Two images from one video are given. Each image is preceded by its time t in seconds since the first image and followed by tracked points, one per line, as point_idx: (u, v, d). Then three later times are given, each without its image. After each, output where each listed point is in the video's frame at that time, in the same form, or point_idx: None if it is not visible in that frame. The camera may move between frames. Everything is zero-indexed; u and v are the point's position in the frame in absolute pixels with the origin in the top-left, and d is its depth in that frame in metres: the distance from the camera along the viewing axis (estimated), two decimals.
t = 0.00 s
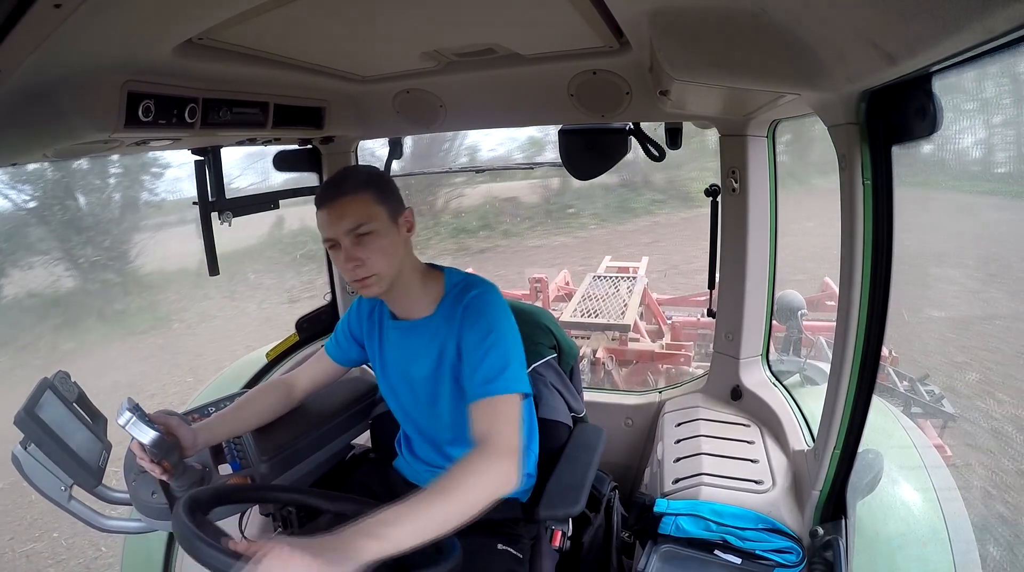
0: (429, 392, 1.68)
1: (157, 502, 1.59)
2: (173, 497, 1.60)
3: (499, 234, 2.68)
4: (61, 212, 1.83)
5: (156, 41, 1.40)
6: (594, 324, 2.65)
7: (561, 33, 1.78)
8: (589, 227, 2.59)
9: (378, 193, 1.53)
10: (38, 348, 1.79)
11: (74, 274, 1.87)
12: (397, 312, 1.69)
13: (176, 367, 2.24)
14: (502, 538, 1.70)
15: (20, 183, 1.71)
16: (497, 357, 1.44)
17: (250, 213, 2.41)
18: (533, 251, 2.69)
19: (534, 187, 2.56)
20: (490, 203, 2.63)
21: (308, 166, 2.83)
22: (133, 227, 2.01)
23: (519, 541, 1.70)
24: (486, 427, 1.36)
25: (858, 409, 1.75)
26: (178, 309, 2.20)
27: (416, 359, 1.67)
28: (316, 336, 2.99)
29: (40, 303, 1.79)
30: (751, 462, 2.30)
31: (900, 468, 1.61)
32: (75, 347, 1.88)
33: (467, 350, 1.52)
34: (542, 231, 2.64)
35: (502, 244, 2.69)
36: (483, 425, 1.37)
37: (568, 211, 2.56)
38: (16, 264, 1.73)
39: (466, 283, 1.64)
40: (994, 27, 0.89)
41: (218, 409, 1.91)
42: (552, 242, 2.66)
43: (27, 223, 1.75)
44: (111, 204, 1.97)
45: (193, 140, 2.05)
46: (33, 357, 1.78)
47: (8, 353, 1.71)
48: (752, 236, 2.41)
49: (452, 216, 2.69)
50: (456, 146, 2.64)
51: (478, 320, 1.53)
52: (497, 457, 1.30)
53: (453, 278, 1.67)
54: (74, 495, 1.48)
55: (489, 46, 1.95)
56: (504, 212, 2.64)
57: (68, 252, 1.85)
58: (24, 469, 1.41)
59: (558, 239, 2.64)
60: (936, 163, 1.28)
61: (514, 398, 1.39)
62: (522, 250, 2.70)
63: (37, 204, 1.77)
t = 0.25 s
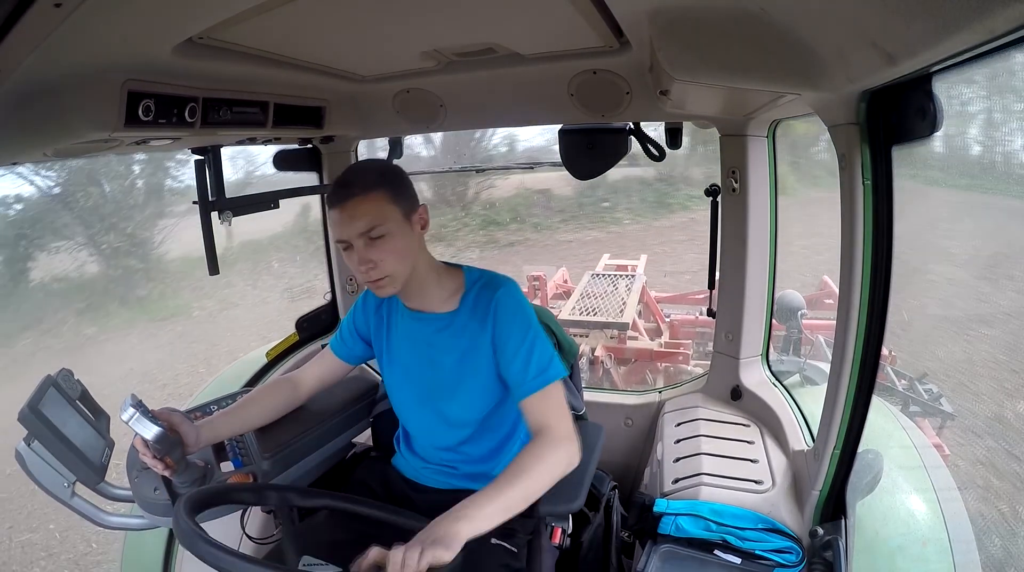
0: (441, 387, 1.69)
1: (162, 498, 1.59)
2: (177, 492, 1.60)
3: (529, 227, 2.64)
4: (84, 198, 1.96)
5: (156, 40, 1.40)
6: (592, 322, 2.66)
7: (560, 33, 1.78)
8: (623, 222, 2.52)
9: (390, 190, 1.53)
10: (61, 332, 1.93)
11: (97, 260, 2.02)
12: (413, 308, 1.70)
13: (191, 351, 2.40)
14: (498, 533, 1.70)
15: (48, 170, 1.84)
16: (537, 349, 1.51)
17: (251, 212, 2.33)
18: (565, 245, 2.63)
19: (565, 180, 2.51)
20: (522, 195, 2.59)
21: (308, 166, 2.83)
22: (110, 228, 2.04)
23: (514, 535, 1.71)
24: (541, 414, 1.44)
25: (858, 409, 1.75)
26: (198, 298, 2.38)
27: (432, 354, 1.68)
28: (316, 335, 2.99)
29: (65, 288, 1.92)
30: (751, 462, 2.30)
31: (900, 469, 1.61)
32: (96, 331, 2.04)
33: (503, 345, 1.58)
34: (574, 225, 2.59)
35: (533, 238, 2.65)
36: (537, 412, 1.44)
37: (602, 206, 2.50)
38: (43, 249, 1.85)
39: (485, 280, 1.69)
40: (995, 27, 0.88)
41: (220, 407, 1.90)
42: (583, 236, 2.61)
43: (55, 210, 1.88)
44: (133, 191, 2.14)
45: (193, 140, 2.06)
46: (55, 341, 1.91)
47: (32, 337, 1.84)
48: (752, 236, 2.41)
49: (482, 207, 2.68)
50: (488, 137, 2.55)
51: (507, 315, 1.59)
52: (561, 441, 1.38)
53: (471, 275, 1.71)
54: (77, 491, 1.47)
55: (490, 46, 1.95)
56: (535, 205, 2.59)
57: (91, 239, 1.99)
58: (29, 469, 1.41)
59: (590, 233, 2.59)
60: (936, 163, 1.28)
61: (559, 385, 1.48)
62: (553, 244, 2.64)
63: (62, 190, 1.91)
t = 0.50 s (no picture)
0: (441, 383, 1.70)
1: (167, 494, 1.60)
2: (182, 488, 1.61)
3: (555, 221, 2.54)
4: (104, 188, 2.02)
5: (156, 40, 1.40)
6: (588, 319, 2.66)
7: (560, 32, 1.78)
8: (650, 217, 2.47)
9: (379, 190, 1.53)
10: (81, 321, 2.00)
11: (117, 250, 2.06)
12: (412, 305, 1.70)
13: (207, 344, 2.46)
14: (496, 524, 1.69)
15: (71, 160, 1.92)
16: (533, 343, 1.52)
17: (250, 211, 2.33)
18: (591, 242, 2.55)
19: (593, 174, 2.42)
20: (549, 188, 2.49)
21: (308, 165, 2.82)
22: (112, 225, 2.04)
23: (514, 529, 1.69)
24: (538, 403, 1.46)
25: (858, 408, 1.74)
26: (218, 287, 2.43)
27: (432, 351, 1.69)
28: (316, 335, 2.99)
29: (86, 276, 1.99)
30: (751, 462, 2.30)
31: (900, 469, 1.61)
32: (116, 320, 2.10)
33: (499, 341, 1.58)
34: (601, 220, 2.50)
35: (558, 233, 2.55)
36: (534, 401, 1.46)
37: (630, 200, 2.42)
38: (64, 238, 1.93)
39: (483, 278, 1.70)
40: (994, 27, 0.88)
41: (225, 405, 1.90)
42: (610, 232, 2.52)
43: (75, 199, 1.95)
44: (153, 181, 2.20)
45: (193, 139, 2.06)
46: (74, 330, 1.99)
47: (52, 325, 1.93)
48: (752, 236, 2.41)
49: (507, 200, 2.56)
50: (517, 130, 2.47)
51: (503, 311, 1.60)
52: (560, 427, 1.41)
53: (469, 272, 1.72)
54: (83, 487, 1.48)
55: (490, 46, 1.95)
56: (561, 198, 2.50)
57: (111, 228, 2.04)
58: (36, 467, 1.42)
59: (616, 229, 2.51)
60: (936, 163, 1.28)
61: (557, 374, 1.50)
62: (577, 240, 2.56)
63: (83, 179, 1.98)
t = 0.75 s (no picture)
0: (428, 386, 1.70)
1: (167, 496, 1.60)
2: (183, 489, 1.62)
3: (573, 219, 2.53)
4: (119, 183, 2.04)
5: (155, 40, 1.40)
6: (581, 317, 2.69)
7: (560, 32, 1.78)
8: (670, 215, 2.51)
9: (374, 193, 1.55)
10: (96, 315, 2.01)
11: (133, 245, 2.08)
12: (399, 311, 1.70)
13: (219, 340, 2.50)
14: (500, 527, 1.68)
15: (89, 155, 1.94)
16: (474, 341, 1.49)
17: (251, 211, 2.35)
18: (609, 239, 2.55)
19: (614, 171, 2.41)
20: (567, 184, 2.48)
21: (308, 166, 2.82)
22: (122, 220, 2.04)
23: (517, 530, 1.70)
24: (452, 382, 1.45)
25: (858, 409, 1.74)
26: (232, 282, 2.44)
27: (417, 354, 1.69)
28: (316, 335, 2.99)
29: (103, 270, 2.01)
30: (751, 462, 2.30)
31: (900, 469, 1.61)
32: (131, 315, 2.11)
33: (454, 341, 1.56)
34: (620, 218, 2.49)
35: (576, 230, 2.55)
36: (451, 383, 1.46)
37: (650, 198, 2.42)
38: (82, 232, 1.94)
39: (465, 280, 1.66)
40: (995, 26, 0.88)
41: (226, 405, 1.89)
42: (629, 230, 2.51)
43: (91, 195, 1.97)
44: (168, 176, 2.25)
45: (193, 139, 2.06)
46: (90, 323, 1.99)
47: (68, 318, 1.94)
48: (752, 237, 2.41)
49: (523, 197, 2.55)
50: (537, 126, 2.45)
51: (467, 312, 1.56)
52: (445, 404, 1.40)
53: (451, 274, 1.69)
54: (84, 490, 1.47)
55: (490, 46, 1.95)
56: (579, 196, 2.48)
57: (126, 224, 2.05)
58: (42, 471, 1.40)
59: (635, 227, 2.50)
60: (937, 163, 1.28)
61: (485, 358, 1.46)
62: (595, 237, 2.56)
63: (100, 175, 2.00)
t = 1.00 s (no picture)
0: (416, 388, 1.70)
1: (166, 497, 1.60)
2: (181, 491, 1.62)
3: (584, 224, 2.47)
4: (133, 177, 2.06)
5: (155, 41, 1.40)
6: (581, 319, 2.67)
7: (560, 32, 1.78)
8: (682, 223, 2.49)
9: (373, 193, 1.55)
10: (108, 308, 2.01)
11: (145, 239, 2.08)
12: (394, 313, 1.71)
13: (228, 336, 2.49)
14: (492, 527, 1.69)
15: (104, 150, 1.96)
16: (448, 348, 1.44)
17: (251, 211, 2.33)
18: (619, 244, 2.47)
19: (626, 176, 2.36)
20: (579, 189, 2.42)
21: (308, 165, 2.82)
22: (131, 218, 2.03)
23: (511, 530, 1.70)
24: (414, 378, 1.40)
25: (858, 409, 1.74)
26: (243, 278, 2.43)
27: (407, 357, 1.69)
28: (316, 336, 2.98)
29: (114, 264, 2.01)
30: (751, 462, 2.30)
31: (901, 469, 1.61)
32: (142, 308, 2.11)
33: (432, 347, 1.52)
34: (632, 225, 2.42)
35: (587, 236, 2.48)
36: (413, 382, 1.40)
37: (663, 205, 2.39)
38: (95, 226, 1.94)
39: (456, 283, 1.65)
40: (995, 27, 0.88)
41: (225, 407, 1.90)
42: (641, 237, 2.44)
43: (104, 188, 1.98)
44: (182, 172, 2.28)
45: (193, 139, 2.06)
46: (101, 316, 2.00)
47: (79, 310, 1.94)
48: (752, 237, 2.41)
49: (536, 201, 2.48)
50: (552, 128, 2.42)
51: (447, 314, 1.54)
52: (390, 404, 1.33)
53: (441, 276, 1.68)
54: (82, 492, 1.46)
55: (490, 46, 1.95)
56: (592, 201, 2.43)
57: (139, 218, 2.06)
58: (38, 473, 1.41)
59: (646, 233, 2.43)
60: (937, 163, 1.28)
61: (449, 370, 1.38)
62: (605, 241, 2.48)
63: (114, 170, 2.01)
